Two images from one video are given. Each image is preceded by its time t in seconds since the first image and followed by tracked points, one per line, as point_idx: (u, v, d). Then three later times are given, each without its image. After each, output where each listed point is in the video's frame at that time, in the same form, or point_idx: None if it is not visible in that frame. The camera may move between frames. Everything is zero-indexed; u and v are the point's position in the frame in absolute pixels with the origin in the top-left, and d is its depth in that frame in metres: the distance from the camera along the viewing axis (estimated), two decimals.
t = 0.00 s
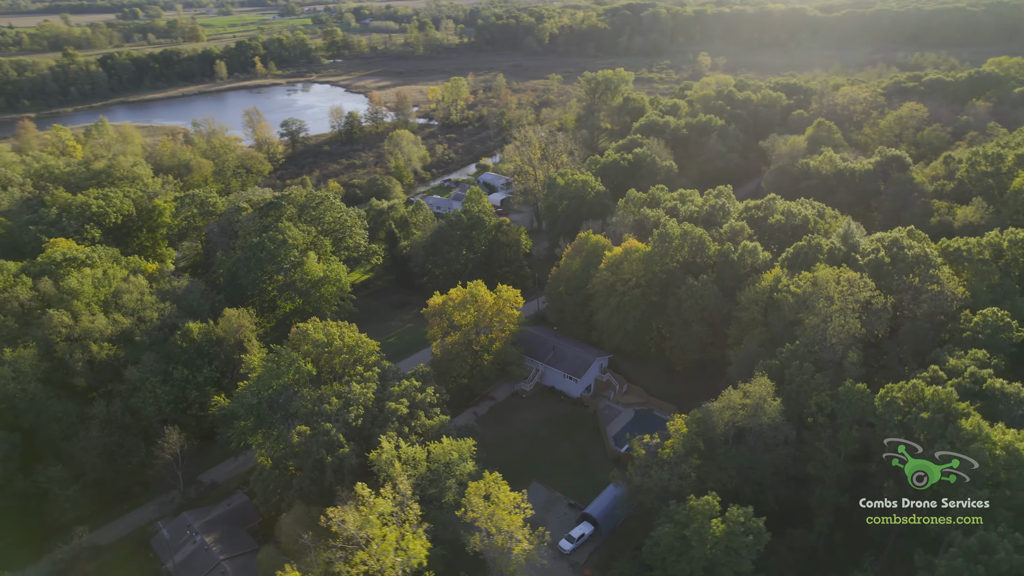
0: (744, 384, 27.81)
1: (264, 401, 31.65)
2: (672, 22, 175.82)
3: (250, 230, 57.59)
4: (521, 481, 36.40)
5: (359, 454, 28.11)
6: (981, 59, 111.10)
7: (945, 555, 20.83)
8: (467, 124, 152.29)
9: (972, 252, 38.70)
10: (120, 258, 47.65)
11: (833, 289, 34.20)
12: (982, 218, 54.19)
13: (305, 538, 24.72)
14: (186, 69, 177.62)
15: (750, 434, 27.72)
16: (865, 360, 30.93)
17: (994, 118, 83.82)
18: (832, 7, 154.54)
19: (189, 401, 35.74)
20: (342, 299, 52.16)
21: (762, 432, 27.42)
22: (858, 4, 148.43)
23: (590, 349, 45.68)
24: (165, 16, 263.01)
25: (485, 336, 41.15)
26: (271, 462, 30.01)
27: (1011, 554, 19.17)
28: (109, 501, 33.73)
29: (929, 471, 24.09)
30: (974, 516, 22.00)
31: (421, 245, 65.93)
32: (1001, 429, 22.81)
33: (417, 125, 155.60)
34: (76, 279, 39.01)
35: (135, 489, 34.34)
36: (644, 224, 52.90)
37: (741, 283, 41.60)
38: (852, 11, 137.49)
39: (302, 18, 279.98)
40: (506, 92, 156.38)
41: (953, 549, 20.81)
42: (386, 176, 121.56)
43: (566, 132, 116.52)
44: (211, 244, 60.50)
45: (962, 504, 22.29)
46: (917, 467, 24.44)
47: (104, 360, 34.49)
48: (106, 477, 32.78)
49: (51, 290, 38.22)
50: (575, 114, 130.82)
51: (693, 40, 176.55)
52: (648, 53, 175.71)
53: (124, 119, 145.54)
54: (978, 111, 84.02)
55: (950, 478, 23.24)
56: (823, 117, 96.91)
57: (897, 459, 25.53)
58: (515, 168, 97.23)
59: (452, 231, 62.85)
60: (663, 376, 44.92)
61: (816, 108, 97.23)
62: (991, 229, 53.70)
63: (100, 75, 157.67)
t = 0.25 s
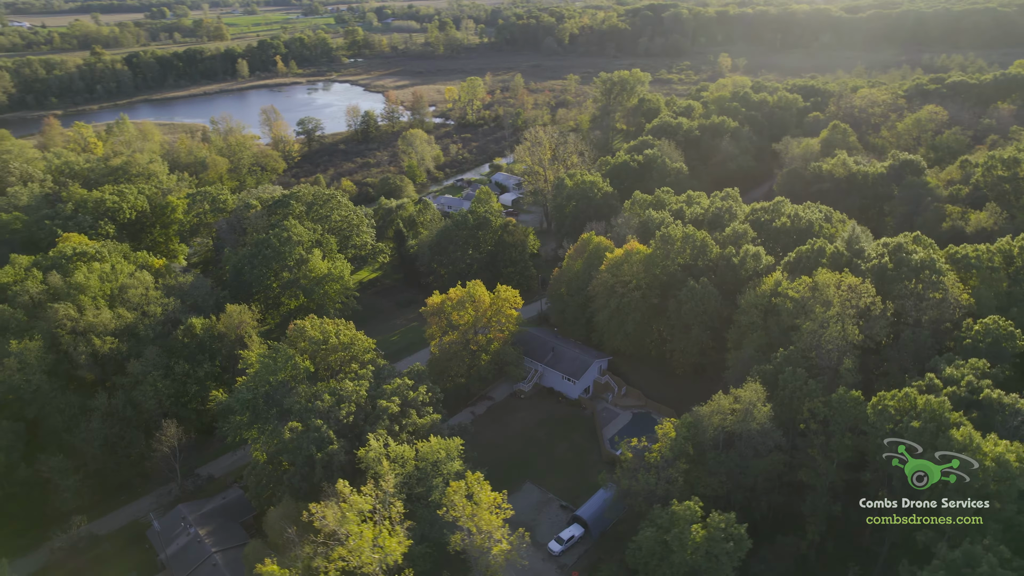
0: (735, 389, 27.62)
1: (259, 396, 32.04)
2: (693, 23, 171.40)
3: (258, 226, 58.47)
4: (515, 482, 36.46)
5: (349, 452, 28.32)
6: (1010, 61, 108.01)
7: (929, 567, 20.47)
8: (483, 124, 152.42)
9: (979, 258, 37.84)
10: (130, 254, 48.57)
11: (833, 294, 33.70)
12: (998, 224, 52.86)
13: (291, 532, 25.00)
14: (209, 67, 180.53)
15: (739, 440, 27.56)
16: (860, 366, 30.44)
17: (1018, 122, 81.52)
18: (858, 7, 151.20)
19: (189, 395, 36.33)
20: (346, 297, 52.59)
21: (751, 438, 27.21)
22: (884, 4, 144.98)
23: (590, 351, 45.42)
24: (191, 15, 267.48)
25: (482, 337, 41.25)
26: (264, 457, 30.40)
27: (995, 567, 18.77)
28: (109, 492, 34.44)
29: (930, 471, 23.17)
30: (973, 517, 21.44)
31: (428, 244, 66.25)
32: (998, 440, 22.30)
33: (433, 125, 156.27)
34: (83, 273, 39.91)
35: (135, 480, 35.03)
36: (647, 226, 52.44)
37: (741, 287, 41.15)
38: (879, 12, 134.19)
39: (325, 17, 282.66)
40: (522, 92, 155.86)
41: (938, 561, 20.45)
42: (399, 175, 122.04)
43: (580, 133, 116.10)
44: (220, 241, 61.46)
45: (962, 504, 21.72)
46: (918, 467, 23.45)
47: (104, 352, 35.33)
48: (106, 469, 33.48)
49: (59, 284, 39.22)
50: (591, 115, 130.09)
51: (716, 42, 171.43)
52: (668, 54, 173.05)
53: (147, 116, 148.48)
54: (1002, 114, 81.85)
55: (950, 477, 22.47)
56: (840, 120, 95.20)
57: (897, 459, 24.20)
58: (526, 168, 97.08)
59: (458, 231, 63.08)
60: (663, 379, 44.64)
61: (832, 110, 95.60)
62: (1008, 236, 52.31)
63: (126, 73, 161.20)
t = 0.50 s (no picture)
0: (725, 394, 27.40)
1: (254, 392, 32.40)
2: (714, 24, 168.41)
3: (266, 224, 59.23)
4: (509, 483, 36.47)
5: (339, 449, 28.55)
6: None
7: None
8: (498, 125, 152.55)
9: (986, 265, 36.78)
10: (139, 250, 49.46)
11: (832, 299, 33.20)
12: (1014, 230, 51.51)
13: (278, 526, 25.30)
14: (230, 66, 183.22)
15: (729, 445, 27.34)
16: (857, 373, 29.98)
17: None
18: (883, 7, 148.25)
19: (190, 390, 36.89)
20: (350, 295, 53.00)
21: (741, 443, 26.98)
22: (911, 5, 141.77)
23: (589, 353, 45.24)
24: (215, 15, 271.60)
25: (479, 337, 41.42)
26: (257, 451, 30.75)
27: None
28: (110, 484, 35.16)
29: (929, 469, 22.52)
30: (975, 515, 20.95)
31: (434, 243, 66.54)
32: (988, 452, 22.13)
33: (448, 125, 156.80)
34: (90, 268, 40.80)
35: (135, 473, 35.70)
36: (651, 228, 52.06)
37: (742, 291, 40.70)
38: (905, 13, 131.14)
39: (347, 17, 284.97)
40: (537, 92, 155.53)
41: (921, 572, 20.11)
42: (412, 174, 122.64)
43: (593, 134, 115.74)
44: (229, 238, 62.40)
45: (961, 503, 21.15)
46: (918, 466, 22.77)
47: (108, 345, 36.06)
48: (106, 460, 34.16)
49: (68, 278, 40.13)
50: (605, 115, 129.48)
51: (737, 43, 168.28)
52: (686, 54, 171.13)
53: (169, 114, 151.20)
54: None
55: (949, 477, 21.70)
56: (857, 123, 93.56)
57: (897, 459, 23.63)
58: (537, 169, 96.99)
59: (463, 231, 63.24)
60: (663, 382, 44.35)
61: (848, 113, 94.07)
62: None
63: (149, 72, 164.41)
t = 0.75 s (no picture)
0: (716, 399, 27.20)
1: (250, 387, 32.78)
2: (735, 25, 165.77)
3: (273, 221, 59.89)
4: (503, 483, 36.47)
5: (330, 446, 28.80)
6: None
7: None
8: (513, 125, 152.48)
9: (993, 272, 36.03)
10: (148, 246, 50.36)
11: (831, 304, 32.72)
12: None
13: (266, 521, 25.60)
14: (251, 65, 185.44)
15: (719, 450, 27.14)
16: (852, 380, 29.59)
17: None
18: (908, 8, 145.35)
19: (190, 385, 37.44)
20: (353, 293, 53.35)
21: (730, 449, 26.83)
22: (938, 5, 138.80)
23: (589, 354, 45.02)
24: (238, 14, 275.05)
25: (477, 337, 41.54)
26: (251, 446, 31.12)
27: None
28: (111, 475, 35.86)
29: (929, 469, 22.13)
30: (975, 515, 20.44)
31: (440, 243, 66.76)
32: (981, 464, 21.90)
33: (463, 125, 157.20)
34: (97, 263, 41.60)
35: (136, 465, 36.42)
36: (654, 230, 51.81)
37: (742, 294, 40.30)
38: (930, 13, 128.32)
39: (368, 16, 286.84)
40: (553, 92, 155.13)
41: None
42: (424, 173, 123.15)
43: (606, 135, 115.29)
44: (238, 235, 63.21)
45: (963, 503, 20.65)
46: (918, 466, 22.35)
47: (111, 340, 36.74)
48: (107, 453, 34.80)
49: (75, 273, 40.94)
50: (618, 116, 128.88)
51: (758, 44, 164.44)
52: (705, 55, 169.50)
53: (190, 112, 153.62)
54: None
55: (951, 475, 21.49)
56: (873, 125, 91.99)
57: (897, 459, 23.22)
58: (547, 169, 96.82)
59: (469, 231, 63.38)
60: (662, 385, 44.09)
61: (865, 115, 92.58)
62: None
63: (171, 70, 167.16)
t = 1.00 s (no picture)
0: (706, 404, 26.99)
1: (246, 384, 33.16)
2: (756, 26, 163.61)
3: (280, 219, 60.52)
4: (497, 483, 36.52)
5: (322, 443, 29.04)
6: None
7: None
8: (527, 125, 152.37)
9: (999, 279, 35.31)
10: (157, 242, 51.24)
11: (829, 309, 32.29)
12: None
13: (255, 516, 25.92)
14: (270, 64, 187.55)
15: (708, 455, 26.95)
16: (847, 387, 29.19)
17: None
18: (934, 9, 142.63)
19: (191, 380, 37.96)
20: (357, 291, 53.66)
21: (720, 454, 26.67)
22: (964, 7, 135.98)
23: (588, 356, 44.86)
24: (260, 13, 278.26)
25: (474, 338, 41.70)
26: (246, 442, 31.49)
27: None
28: (112, 467, 36.59)
29: (929, 470, 21.66)
30: (975, 515, 20.12)
31: (445, 242, 66.94)
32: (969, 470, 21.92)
33: (477, 125, 157.55)
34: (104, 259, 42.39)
35: (137, 457, 37.13)
36: (658, 232, 51.53)
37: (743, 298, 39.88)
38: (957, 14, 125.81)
39: (388, 16, 288.75)
40: (568, 92, 154.77)
41: None
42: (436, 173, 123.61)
43: (618, 135, 114.80)
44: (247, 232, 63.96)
45: (962, 503, 20.35)
46: (918, 466, 21.78)
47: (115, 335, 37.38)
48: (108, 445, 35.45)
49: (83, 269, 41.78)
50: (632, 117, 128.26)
51: (778, 46, 162.19)
52: (725, 56, 167.91)
53: (209, 110, 155.97)
54: None
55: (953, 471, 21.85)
56: (890, 128, 90.38)
57: (896, 459, 22.30)
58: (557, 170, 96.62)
59: (474, 231, 63.47)
60: (661, 388, 43.84)
61: (881, 117, 91.05)
62: None
63: (192, 69, 169.82)
